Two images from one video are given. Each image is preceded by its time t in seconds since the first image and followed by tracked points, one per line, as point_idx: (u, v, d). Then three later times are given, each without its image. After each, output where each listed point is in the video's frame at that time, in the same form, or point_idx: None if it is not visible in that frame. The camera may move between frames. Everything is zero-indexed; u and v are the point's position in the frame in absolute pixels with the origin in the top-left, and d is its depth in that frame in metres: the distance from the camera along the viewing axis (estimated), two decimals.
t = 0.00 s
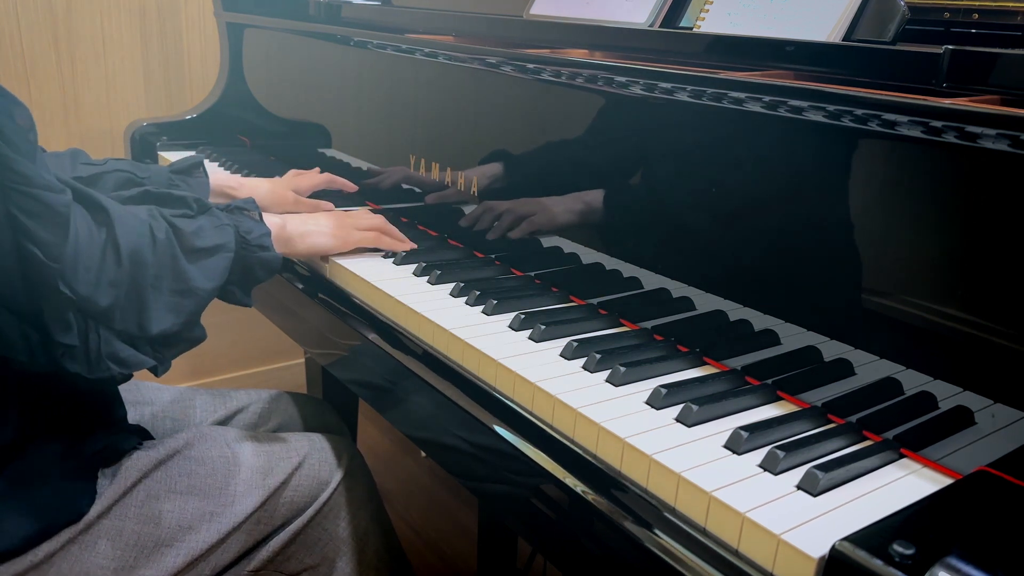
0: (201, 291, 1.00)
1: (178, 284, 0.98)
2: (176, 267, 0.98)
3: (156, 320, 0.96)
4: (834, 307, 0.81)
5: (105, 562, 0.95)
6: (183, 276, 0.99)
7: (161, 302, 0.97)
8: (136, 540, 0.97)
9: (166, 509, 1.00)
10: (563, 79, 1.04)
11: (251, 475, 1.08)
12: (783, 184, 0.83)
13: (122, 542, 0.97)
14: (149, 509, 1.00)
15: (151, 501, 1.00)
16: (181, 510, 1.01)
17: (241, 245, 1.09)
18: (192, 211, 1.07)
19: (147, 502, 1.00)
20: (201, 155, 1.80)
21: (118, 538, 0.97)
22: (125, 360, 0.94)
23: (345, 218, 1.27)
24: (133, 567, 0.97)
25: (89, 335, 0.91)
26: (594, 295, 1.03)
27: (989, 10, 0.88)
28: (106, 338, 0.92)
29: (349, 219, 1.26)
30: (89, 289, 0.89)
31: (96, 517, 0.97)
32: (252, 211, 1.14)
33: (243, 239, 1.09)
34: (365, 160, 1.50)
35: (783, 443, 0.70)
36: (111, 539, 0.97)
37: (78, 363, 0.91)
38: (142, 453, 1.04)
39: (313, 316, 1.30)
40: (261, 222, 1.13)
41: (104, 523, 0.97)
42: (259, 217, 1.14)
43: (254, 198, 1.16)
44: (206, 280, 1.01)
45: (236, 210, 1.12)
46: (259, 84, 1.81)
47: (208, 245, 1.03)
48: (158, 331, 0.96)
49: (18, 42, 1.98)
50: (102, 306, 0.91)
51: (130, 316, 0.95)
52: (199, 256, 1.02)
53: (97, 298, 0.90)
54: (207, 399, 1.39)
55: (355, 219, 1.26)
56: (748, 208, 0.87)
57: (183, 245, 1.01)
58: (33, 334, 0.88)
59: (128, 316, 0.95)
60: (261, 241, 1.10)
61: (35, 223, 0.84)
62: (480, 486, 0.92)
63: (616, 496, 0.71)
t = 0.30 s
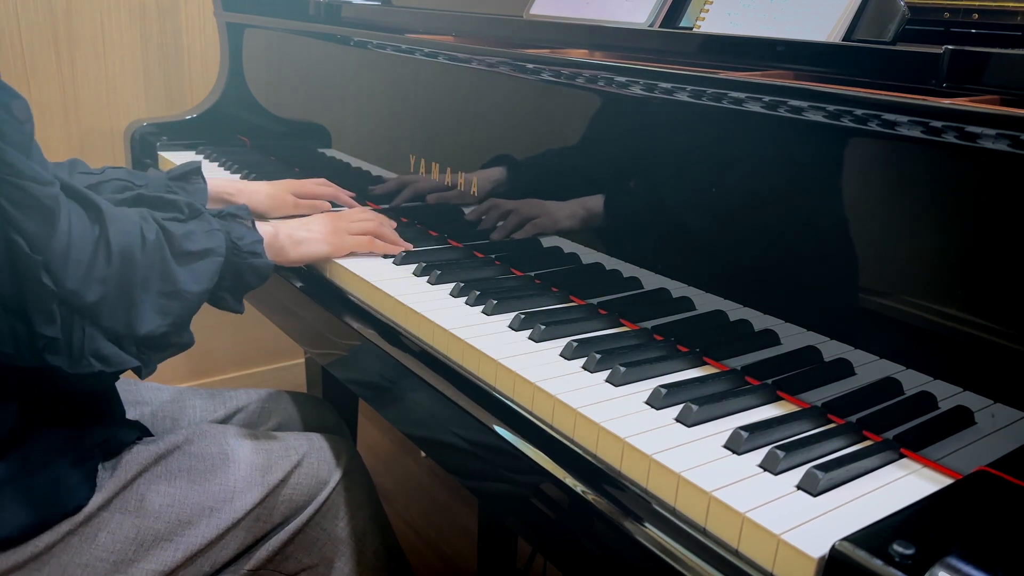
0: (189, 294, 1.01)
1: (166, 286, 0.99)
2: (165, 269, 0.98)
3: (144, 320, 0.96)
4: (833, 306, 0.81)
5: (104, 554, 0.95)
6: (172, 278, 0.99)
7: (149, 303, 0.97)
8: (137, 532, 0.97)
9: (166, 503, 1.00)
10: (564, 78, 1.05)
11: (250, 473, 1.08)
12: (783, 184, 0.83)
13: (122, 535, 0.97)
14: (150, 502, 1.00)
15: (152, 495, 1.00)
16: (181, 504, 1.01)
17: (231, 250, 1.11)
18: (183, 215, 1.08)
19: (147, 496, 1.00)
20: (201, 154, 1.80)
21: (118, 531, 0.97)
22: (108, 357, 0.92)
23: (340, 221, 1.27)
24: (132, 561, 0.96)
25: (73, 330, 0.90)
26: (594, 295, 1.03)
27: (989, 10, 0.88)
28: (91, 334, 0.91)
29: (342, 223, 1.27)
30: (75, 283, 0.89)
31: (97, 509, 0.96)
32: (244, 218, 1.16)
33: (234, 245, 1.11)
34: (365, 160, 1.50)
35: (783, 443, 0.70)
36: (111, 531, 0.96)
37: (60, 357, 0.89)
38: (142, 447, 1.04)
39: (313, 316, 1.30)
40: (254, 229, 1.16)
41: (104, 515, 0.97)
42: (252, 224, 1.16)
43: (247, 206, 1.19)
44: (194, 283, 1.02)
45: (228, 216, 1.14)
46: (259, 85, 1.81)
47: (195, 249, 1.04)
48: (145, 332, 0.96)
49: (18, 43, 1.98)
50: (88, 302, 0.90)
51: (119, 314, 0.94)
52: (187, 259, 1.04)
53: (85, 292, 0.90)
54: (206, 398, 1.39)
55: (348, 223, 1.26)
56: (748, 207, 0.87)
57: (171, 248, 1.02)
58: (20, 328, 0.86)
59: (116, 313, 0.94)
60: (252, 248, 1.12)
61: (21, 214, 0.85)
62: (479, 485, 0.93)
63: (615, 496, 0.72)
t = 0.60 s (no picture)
0: (170, 296, 1.01)
1: (145, 288, 0.98)
2: (144, 272, 0.98)
3: (127, 323, 0.96)
4: (834, 306, 0.81)
5: (105, 546, 0.95)
6: (152, 282, 0.99)
7: (132, 305, 0.97)
8: (138, 524, 0.97)
9: (168, 496, 1.00)
10: (564, 78, 1.05)
11: (251, 468, 1.08)
12: (783, 184, 0.83)
13: (123, 526, 0.97)
14: (152, 494, 0.99)
15: (154, 486, 1.00)
16: (182, 497, 1.01)
17: (210, 249, 1.10)
18: (161, 215, 1.08)
19: (150, 487, 1.00)
20: (201, 154, 1.80)
21: (119, 522, 0.97)
22: (89, 360, 0.93)
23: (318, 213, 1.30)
24: (133, 552, 0.97)
25: (56, 331, 0.91)
26: (595, 295, 1.03)
27: (989, 10, 0.88)
28: (74, 336, 0.92)
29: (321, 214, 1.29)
30: (64, 284, 0.90)
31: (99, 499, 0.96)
32: (222, 215, 1.15)
33: (212, 242, 1.10)
34: (364, 161, 1.50)
35: (783, 443, 0.70)
36: (112, 522, 0.96)
37: (40, 357, 0.89)
38: (144, 440, 1.05)
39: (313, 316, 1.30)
40: (231, 225, 1.15)
41: (106, 506, 0.97)
42: (229, 221, 1.15)
43: (225, 203, 1.17)
44: (174, 284, 1.02)
45: (204, 214, 1.13)
46: (260, 85, 1.81)
47: (177, 249, 1.03)
48: (129, 335, 0.97)
49: (18, 43, 1.98)
50: (74, 303, 0.92)
51: (102, 315, 0.95)
52: (168, 261, 1.03)
53: (71, 295, 0.91)
54: (206, 398, 1.39)
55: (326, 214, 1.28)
56: (747, 207, 0.87)
57: (149, 249, 1.01)
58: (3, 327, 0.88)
59: (100, 315, 0.95)
60: (231, 244, 1.11)
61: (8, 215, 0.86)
62: (479, 484, 0.93)
63: (615, 494, 0.72)
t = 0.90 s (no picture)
0: (172, 290, 1.01)
1: (148, 282, 0.99)
2: (146, 266, 0.98)
3: (131, 316, 0.96)
4: (834, 306, 0.81)
5: (105, 539, 0.95)
6: (154, 275, 0.99)
7: (134, 299, 0.97)
8: (138, 518, 0.97)
9: (168, 490, 1.00)
10: (564, 78, 1.05)
11: (250, 463, 1.08)
12: (783, 183, 0.83)
13: (124, 520, 0.97)
14: (152, 488, 1.00)
15: (154, 480, 1.00)
16: (182, 491, 1.01)
17: (210, 244, 1.10)
18: (161, 212, 1.08)
19: (150, 481, 1.00)
20: (200, 154, 1.80)
21: (119, 516, 0.97)
22: (95, 351, 0.93)
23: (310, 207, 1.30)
24: (134, 546, 0.97)
25: (62, 323, 0.91)
26: (595, 295, 1.03)
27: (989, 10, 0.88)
28: (80, 329, 0.92)
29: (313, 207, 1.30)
30: (71, 276, 0.90)
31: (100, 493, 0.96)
32: (220, 212, 1.14)
33: (212, 238, 1.10)
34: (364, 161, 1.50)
35: (783, 443, 0.70)
36: (113, 516, 0.96)
37: (48, 348, 0.90)
38: (144, 433, 1.05)
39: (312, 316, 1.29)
40: (229, 222, 1.14)
41: (107, 500, 0.97)
42: (227, 218, 1.15)
43: (222, 199, 1.16)
44: (175, 279, 1.02)
45: (203, 211, 1.12)
46: (260, 86, 1.81)
47: (177, 245, 1.04)
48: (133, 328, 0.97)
49: (18, 44, 1.99)
50: (80, 295, 0.91)
51: (107, 309, 0.95)
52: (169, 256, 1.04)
53: (77, 287, 0.91)
54: (205, 398, 1.39)
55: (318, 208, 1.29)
56: (747, 207, 0.87)
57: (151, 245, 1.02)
58: (12, 320, 0.88)
59: (105, 310, 0.94)
60: (231, 240, 1.11)
61: (18, 205, 0.85)
62: (478, 483, 0.92)
63: (614, 493, 0.72)
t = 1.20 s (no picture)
0: (196, 269, 1.02)
1: (172, 261, 0.99)
2: (169, 245, 0.99)
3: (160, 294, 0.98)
4: (833, 306, 0.81)
5: (106, 538, 0.95)
6: (178, 254, 1.00)
7: (161, 278, 0.98)
8: (138, 517, 0.98)
9: (168, 489, 1.01)
10: (564, 78, 1.05)
11: (251, 462, 1.08)
12: (783, 184, 0.83)
13: (125, 518, 0.97)
14: (152, 486, 1.00)
15: (155, 479, 1.01)
16: (182, 489, 1.01)
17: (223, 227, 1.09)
18: (176, 194, 1.07)
19: (150, 480, 1.00)
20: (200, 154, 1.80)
21: (120, 514, 0.97)
22: (132, 329, 0.94)
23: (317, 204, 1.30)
24: (134, 544, 0.97)
25: (98, 299, 0.91)
26: (594, 295, 1.03)
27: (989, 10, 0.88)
28: (114, 307, 0.93)
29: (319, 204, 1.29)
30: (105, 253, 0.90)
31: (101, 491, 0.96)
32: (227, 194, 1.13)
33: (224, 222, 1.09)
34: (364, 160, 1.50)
35: (783, 443, 0.70)
36: (113, 515, 0.97)
37: (86, 325, 0.90)
38: (144, 433, 1.05)
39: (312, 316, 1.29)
40: (237, 205, 1.13)
41: (108, 498, 0.97)
42: (235, 199, 1.14)
43: (228, 182, 1.15)
44: (199, 258, 1.03)
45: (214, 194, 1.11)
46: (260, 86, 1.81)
47: (197, 224, 1.04)
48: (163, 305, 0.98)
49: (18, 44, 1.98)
50: (114, 273, 0.92)
51: (136, 287, 0.96)
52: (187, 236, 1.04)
53: (110, 264, 0.91)
54: (205, 398, 1.39)
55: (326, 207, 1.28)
56: (747, 207, 0.87)
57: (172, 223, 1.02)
58: (49, 300, 0.87)
59: (134, 288, 0.95)
60: (242, 223, 1.11)
61: (57, 178, 0.85)
62: (478, 483, 0.92)
63: (614, 493, 0.72)
